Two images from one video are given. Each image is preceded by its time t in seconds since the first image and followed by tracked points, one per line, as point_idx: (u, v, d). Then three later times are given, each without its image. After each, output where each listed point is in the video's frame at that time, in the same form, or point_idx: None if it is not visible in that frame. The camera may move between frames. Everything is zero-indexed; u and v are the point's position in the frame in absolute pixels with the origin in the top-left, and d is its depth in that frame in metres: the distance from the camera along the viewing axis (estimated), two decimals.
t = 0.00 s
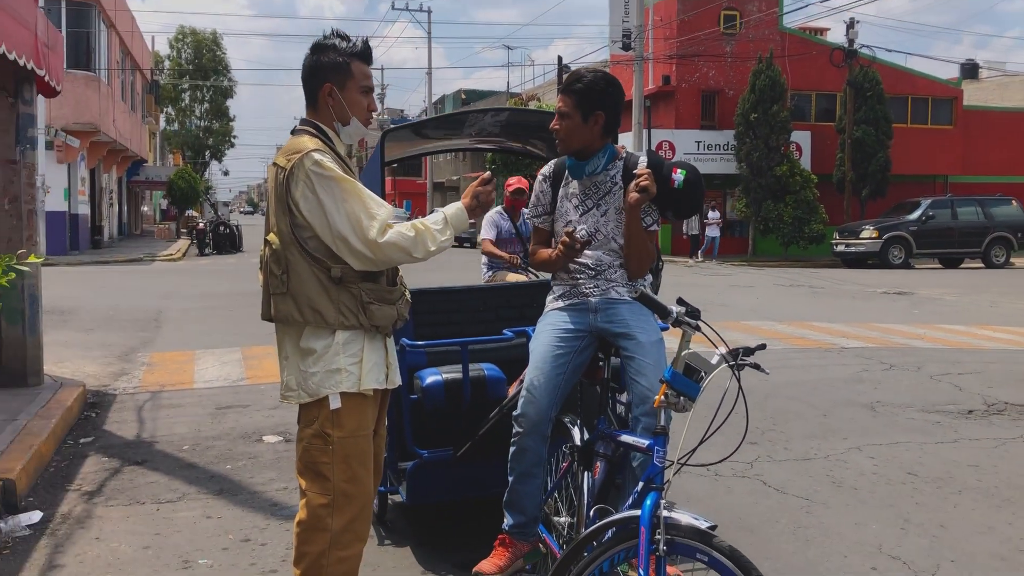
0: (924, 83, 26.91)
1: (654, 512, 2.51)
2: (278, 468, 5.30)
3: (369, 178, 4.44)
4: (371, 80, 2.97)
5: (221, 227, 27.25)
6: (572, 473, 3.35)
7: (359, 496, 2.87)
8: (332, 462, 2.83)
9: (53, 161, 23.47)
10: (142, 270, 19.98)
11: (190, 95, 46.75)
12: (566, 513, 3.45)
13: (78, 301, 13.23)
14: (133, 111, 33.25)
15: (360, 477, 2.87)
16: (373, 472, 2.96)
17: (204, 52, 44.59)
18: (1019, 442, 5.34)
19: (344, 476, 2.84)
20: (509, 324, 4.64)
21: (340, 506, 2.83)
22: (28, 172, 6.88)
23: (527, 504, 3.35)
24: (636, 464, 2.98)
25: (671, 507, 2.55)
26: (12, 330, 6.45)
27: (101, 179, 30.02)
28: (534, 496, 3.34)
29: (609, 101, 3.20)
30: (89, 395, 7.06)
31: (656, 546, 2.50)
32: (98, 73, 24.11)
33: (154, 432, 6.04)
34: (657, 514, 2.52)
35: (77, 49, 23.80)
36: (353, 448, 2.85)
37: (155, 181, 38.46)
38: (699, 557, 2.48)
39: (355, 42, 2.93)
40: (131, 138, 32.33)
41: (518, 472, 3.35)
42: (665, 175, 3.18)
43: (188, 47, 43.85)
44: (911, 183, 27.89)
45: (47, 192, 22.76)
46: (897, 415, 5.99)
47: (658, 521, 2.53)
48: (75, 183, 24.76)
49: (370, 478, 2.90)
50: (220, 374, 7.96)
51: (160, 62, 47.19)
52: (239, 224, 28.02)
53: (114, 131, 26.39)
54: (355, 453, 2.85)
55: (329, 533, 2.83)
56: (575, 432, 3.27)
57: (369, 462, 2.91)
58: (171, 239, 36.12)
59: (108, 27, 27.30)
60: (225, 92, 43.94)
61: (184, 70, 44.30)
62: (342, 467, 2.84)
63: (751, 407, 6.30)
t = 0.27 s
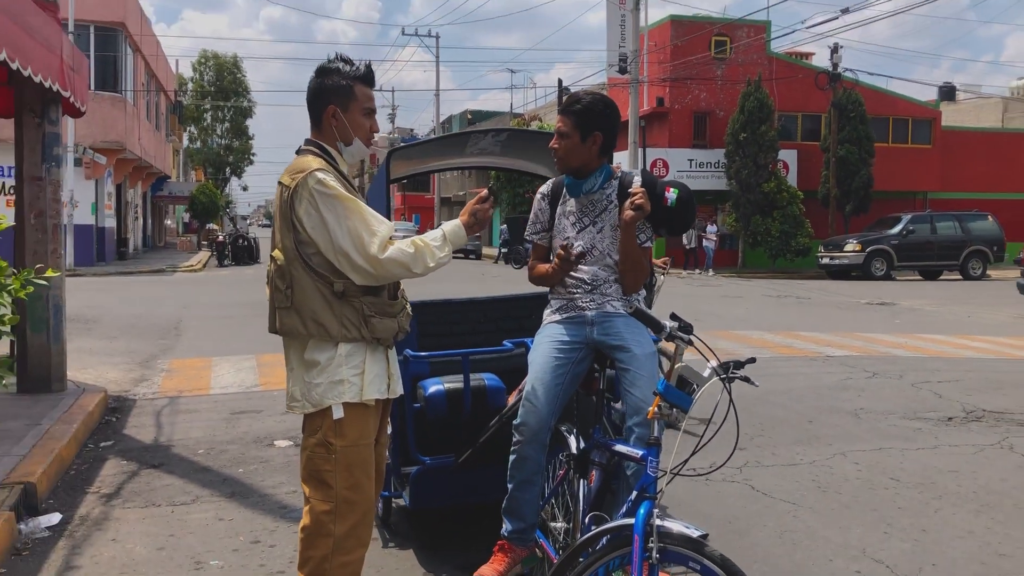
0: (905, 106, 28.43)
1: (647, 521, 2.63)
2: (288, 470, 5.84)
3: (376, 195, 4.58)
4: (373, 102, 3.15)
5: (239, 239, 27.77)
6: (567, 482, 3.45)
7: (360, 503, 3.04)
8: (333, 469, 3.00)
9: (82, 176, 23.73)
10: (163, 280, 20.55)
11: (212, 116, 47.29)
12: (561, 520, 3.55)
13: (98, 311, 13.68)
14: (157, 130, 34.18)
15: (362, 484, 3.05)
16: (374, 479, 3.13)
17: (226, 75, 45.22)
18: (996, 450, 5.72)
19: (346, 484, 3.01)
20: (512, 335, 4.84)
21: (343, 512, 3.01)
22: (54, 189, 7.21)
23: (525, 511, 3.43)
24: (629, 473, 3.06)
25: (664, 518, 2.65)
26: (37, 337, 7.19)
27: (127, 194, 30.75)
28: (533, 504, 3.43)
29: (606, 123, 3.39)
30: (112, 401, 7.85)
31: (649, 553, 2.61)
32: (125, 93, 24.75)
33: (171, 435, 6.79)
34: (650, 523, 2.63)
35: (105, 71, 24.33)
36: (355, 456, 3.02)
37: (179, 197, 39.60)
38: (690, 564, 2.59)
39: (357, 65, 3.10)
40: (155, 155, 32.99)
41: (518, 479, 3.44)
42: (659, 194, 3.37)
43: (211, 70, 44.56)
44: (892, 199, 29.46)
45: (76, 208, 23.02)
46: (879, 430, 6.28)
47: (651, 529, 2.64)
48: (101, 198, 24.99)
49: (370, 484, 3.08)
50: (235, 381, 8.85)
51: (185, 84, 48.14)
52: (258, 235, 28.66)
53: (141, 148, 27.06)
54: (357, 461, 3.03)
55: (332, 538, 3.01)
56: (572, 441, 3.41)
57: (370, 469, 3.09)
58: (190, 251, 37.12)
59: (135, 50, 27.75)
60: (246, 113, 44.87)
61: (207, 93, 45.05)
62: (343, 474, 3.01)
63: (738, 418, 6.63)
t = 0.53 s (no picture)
0: (899, 114, 28.50)
1: (643, 525, 2.71)
2: (294, 471, 5.94)
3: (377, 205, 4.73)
4: (370, 111, 3.26)
5: (250, 245, 28.20)
6: (567, 485, 3.51)
7: (359, 505, 3.15)
8: (333, 472, 3.11)
9: (97, 184, 23.94)
10: (176, 285, 20.76)
11: (225, 125, 47.55)
12: (560, 522, 3.62)
13: (111, 315, 13.87)
14: (172, 139, 34.63)
15: (361, 486, 3.15)
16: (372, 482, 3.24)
17: (240, 86, 45.58)
18: (989, 452, 5.77)
19: (346, 486, 3.12)
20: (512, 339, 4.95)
21: (343, 515, 3.11)
22: (69, 196, 7.32)
23: (529, 515, 3.45)
24: (627, 477, 3.13)
25: (661, 521, 2.73)
26: (51, 341, 7.29)
27: (143, 202, 31.11)
28: (537, 507, 3.46)
29: (605, 132, 3.48)
30: (122, 404, 7.99)
31: (645, 557, 2.69)
32: (140, 103, 25.03)
33: (181, 437, 6.91)
34: (647, 527, 2.72)
35: (121, 81, 24.75)
36: (354, 459, 3.13)
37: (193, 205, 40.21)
38: (687, 567, 2.66)
39: (354, 75, 3.21)
40: (170, 164, 33.29)
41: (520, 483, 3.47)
42: (657, 202, 3.48)
43: (224, 81, 44.93)
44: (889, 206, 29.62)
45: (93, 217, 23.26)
46: (873, 431, 6.34)
47: (648, 532, 2.72)
48: (118, 206, 24.85)
49: (370, 486, 3.18)
50: (245, 384, 9.01)
51: (199, 95, 48.53)
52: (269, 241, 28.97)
53: (155, 157, 27.33)
54: (356, 464, 3.13)
55: (332, 539, 3.11)
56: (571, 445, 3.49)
57: (369, 472, 3.19)
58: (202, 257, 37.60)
59: (149, 62, 27.87)
60: (258, 123, 45.26)
61: (220, 103, 45.41)
62: (344, 476, 3.11)
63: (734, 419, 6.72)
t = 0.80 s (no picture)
0: (914, 109, 28.31)
1: (639, 522, 2.68)
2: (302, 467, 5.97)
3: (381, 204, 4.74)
4: (369, 109, 3.27)
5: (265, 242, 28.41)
6: (568, 482, 3.50)
7: (358, 503, 3.17)
8: (332, 468, 3.13)
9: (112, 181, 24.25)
10: (190, 281, 20.94)
11: (240, 123, 47.78)
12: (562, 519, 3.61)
13: (126, 311, 14.00)
14: (187, 137, 34.88)
15: (360, 483, 3.18)
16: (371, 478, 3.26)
17: (254, 84, 45.85)
18: (998, 449, 5.77)
19: (345, 482, 3.14)
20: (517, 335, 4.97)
21: (342, 510, 3.13)
22: (81, 194, 7.36)
23: (536, 516, 3.39)
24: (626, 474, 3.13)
25: (656, 518, 2.72)
26: (63, 338, 7.35)
27: (159, 199, 31.31)
28: (543, 506, 3.39)
29: (606, 129, 3.47)
30: (134, 400, 8.05)
31: (642, 554, 2.66)
32: (154, 101, 25.16)
33: (191, 433, 6.96)
34: (644, 524, 2.69)
35: (136, 79, 24.89)
36: (353, 456, 3.15)
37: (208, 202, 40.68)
38: (685, 565, 2.63)
39: (352, 74, 3.23)
40: (185, 162, 33.50)
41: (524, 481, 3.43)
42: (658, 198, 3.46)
43: (240, 79, 45.15)
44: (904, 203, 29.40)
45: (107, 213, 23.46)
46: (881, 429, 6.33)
47: (645, 529, 2.70)
48: (134, 203, 25.25)
49: (368, 482, 3.21)
50: (257, 380, 9.07)
51: (214, 93, 48.81)
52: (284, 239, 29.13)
53: (169, 155, 27.51)
54: (354, 461, 3.15)
55: (330, 535, 3.13)
56: (571, 441, 3.47)
57: (367, 468, 3.21)
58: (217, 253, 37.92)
59: (164, 61, 28.05)
60: (274, 121, 45.51)
61: (234, 101, 45.68)
62: (342, 473, 3.14)
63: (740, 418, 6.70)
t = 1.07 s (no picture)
0: (940, 100, 28.07)
1: (633, 511, 2.70)
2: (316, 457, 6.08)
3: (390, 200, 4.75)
4: (371, 106, 3.33)
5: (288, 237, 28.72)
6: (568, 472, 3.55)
7: (361, 491, 3.24)
8: (336, 458, 3.20)
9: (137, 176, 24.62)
10: (214, 275, 21.22)
11: (265, 118, 48.18)
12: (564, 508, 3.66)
13: (150, 304, 14.22)
14: (211, 132, 35.27)
15: (363, 472, 3.24)
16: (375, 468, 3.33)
17: (278, 79, 46.28)
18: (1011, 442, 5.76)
19: (348, 471, 3.21)
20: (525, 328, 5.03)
21: (345, 498, 3.21)
22: (101, 189, 7.49)
23: (536, 505, 3.45)
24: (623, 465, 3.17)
25: (650, 507, 2.74)
26: (85, 331, 7.50)
27: (184, 194, 31.68)
28: (544, 496, 3.44)
29: (605, 123, 3.51)
30: (155, 391, 8.20)
31: (636, 543, 2.69)
32: (178, 97, 25.43)
33: (209, 424, 7.09)
34: (637, 513, 2.71)
35: (160, 75, 25.18)
36: (355, 446, 3.21)
37: (233, 197, 41.22)
38: (676, 553, 2.66)
39: (355, 71, 3.29)
40: (209, 156, 33.83)
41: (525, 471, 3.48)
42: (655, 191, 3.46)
43: (264, 74, 45.51)
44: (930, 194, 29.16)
45: (132, 208, 23.83)
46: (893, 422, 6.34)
47: (638, 518, 2.72)
48: (159, 198, 25.63)
49: (371, 472, 3.28)
50: (276, 372, 9.21)
51: (238, 88, 49.22)
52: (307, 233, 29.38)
53: (193, 150, 27.85)
54: (357, 450, 3.22)
55: (333, 523, 3.21)
56: (572, 432, 3.52)
57: (370, 458, 3.28)
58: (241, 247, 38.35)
59: (188, 57, 28.35)
60: (298, 117, 45.85)
61: (259, 96, 46.12)
62: (345, 462, 3.21)
63: (753, 411, 6.72)
